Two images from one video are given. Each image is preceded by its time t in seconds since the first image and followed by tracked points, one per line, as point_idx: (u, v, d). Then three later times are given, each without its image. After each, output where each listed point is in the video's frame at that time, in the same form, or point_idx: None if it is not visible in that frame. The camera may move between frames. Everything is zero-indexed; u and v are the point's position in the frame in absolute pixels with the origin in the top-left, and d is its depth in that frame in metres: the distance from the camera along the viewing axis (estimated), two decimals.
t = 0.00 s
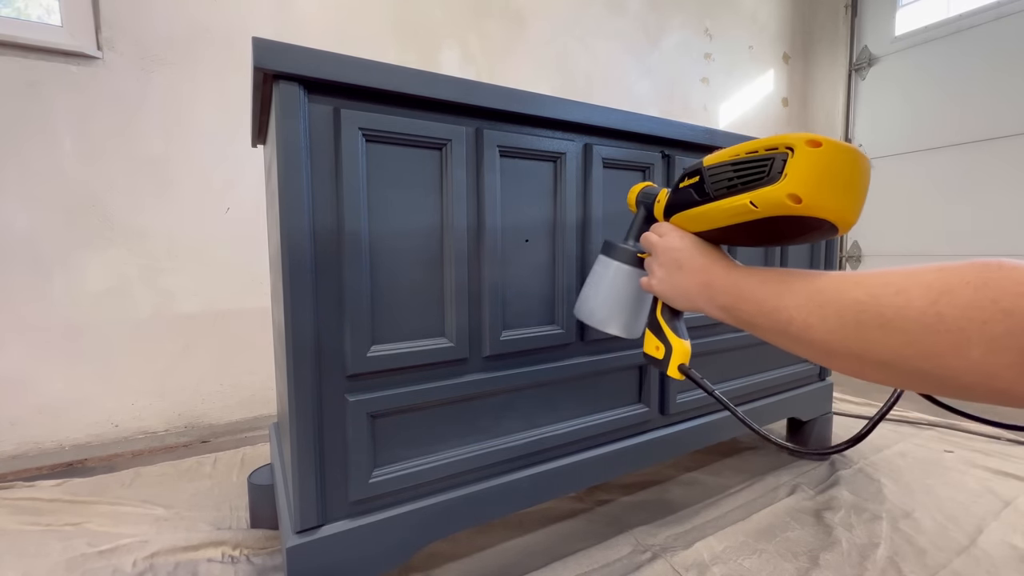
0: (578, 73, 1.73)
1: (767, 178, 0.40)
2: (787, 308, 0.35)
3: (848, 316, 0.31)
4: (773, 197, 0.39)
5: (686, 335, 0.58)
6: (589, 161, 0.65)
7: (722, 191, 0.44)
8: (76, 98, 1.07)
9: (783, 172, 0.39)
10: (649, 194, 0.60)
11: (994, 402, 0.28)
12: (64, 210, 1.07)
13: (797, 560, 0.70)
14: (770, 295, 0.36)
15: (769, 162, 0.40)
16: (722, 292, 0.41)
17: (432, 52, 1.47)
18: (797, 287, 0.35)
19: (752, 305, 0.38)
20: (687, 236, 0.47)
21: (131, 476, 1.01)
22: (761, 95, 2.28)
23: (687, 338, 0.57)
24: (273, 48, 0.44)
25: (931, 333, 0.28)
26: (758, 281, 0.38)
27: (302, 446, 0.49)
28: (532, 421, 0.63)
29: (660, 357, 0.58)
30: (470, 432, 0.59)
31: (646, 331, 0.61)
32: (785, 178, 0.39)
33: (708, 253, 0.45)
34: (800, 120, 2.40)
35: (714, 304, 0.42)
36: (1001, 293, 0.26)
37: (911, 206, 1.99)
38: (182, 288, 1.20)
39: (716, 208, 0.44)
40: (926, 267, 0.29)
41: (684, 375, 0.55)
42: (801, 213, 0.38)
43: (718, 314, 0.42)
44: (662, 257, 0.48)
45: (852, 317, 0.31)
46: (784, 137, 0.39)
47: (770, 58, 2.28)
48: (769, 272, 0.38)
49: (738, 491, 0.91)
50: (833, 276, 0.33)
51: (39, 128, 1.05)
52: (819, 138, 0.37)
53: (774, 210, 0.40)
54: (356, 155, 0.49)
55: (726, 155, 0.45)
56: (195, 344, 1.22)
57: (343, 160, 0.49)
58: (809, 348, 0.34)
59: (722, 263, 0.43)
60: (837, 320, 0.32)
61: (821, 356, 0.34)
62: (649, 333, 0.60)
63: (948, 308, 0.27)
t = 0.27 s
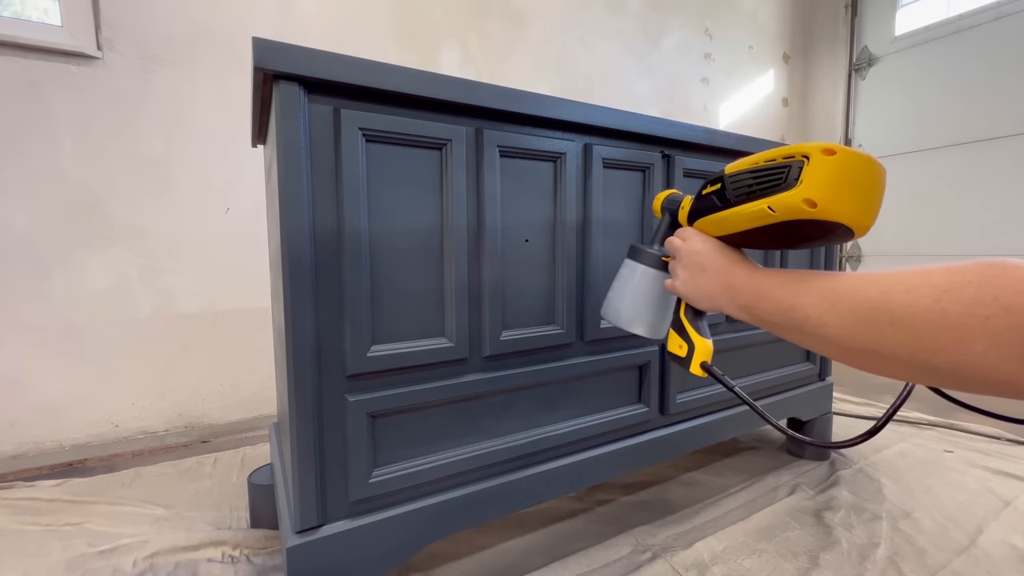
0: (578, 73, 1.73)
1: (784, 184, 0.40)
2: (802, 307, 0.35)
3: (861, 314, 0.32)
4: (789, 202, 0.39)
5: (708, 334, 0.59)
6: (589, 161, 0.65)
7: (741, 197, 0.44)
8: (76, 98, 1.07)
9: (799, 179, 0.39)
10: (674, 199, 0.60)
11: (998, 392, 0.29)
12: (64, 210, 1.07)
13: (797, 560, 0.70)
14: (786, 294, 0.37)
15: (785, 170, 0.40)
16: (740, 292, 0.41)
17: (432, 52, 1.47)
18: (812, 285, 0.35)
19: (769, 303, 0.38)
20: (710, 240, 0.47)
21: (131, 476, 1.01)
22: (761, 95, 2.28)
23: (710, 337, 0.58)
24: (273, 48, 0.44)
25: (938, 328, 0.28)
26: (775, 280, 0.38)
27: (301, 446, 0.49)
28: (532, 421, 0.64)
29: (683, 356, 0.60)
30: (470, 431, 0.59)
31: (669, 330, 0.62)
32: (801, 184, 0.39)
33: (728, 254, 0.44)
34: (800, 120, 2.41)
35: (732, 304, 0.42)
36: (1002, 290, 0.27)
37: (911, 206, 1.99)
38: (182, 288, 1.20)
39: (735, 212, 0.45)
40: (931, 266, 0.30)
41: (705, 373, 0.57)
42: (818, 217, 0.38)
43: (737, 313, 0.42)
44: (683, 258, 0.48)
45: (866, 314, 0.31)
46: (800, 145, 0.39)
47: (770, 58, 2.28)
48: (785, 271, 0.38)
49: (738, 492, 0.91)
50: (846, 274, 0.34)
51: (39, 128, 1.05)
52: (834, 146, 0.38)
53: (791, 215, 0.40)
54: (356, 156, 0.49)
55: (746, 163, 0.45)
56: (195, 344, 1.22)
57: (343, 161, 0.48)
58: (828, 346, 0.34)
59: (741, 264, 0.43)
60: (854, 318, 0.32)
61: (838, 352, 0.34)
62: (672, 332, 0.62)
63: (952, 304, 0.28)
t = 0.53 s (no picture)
0: (578, 73, 1.73)
1: (799, 188, 0.40)
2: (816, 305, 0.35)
3: (871, 312, 0.32)
4: (804, 205, 0.39)
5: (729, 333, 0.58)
6: (589, 161, 0.65)
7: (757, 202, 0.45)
8: (76, 98, 1.07)
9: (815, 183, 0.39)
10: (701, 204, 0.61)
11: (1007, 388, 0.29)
12: (64, 210, 1.07)
13: (797, 560, 0.70)
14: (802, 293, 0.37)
15: (801, 175, 0.40)
16: (759, 291, 0.41)
17: (432, 52, 1.47)
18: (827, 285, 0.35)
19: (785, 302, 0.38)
20: (733, 241, 0.47)
21: (131, 476, 1.01)
22: (761, 95, 2.28)
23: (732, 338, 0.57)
24: (273, 48, 0.44)
25: (942, 325, 0.29)
26: (792, 280, 0.38)
27: (301, 445, 0.49)
28: (532, 421, 0.64)
29: (702, 354, 0.58)
30: (470, 431, 0.59)
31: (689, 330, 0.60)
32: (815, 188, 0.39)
33: (750, 255, 0.44)
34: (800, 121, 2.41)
35: (751, 303, 0.42)
36: (1002, 288, 0.27)
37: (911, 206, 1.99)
38: (181, 288, 1.20)
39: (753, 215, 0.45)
40: (937, 266, 0.31)
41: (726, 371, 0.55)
42: (834, 220, 0.38)
43: (755, 313, 0.42)
44: (708, 259, 0.48)
45: (875, 313, 0.32)
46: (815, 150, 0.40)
47: (770, 58, 2.28)
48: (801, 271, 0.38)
49: (738, 491, 0.91)
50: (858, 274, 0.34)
51: (39, 128, 1.05)
52: (849, 152, 0.38)
53: (806, 218, 0.40)
54: (356, 156, 0.49)
55: (765, 168, 0.45)
56: (195, 344, 1.22)
57: (343, 161, 0.49)
58: (844, 344, 0.35)
59: (761, 265, 0.43)
60: (866, 317, 0.32)
61: (853, 349, 0.35)
62: (694, 330, 0.60)
63: (954, 302, 0.29)
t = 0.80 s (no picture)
0: (578, 72, 1.73)
1: (807, 202, 0.41)
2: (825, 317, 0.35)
3: (880, 324, 0.32)
4: (810, 217, 0.40)
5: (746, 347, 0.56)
6: (589, 162, 0.65)
7: (770, 215, 0.46)
8: (76, 98, 1.07)
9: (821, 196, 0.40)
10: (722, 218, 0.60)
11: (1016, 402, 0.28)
12: (64, 210, 1.07)
13: (797, 560, 0.70)
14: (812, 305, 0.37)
15: (810, 189, 0.41)
16: (771, 303, 0.41)
17: (432, 52, 1.47)
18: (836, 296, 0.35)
19: (795, 314, 0.38)
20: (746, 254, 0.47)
21: (131, 476, 1.01)
22: (761, 95, 2.28)
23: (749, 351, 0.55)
24: (273, 48, 0.44)
25: (948, 337, 0.29)
26: (803, 291, 0.38)
27: (301, 445, 0.49)
28: (532, 421, 0.64)
29: (717, 365, 0.57)
30: (471, 431, 0.59)
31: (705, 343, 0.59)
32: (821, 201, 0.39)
33: (763, 268, 0.44)
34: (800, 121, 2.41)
35: (764, 315, 0.42)
36: (1007, 301, 0.27)
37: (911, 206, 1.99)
38: (181, 288, 1.20)
39: (765, 228, 0.46)
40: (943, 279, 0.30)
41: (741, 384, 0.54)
42: (839, 232, 0.38)
43: (768, 325, 0.42)
44: (722, 272, 0.48)
45: (884, 325, 0.32)
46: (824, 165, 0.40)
47: (770, 58, 2.28)
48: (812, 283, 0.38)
49: (739, 491, 0.91)
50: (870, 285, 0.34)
51: (39, 128, 1.05)
52: (857, 166, 0.38)
53: (813, 230, 0.40)
54: (356, 156, 0.49)
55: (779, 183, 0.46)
56: (195, 344, 1.22)
57: (344, 161, 0.49)
58: (855, 355, 0.34)
59: (774, 278, 0.42)
60: (876, 328, 0.32)
61: (864, 361, 0.34)
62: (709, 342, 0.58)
63: (961, 315, 0.28)
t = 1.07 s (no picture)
0: (578, 72, 1.73)
1: (791, 223, 0.41)
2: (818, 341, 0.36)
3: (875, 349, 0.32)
4: (796, 239, 0.40)
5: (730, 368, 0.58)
6: (589, 162, 0.65)
7: (752, 235, 0.46)
8: (76, 97, 1.07)
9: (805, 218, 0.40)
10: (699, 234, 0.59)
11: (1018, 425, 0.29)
12: (64, 210, 1.07)
13: (797, 560, 0.70)
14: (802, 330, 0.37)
15: (793, 210, 0.41)
16: (759, 326, 0.41)
17: (432, 52, 1.47)
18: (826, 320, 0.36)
19: (785, 338, 0.39)
20: (727, 275, 0.48)
21: (131, 476, 1.01)
22: (762, 95, 2.28)
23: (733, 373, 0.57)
24: (273, 48, 0.44)
25: (951, 364, 0.29)
26: (791, 315, 0.39)
27: (301, 445, 0.48)
28: (532, 421, 0.64)
29: (705, 390, 0.59)
30: (471, 430, 0.59)
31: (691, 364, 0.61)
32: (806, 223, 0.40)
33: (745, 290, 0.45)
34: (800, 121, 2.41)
35: (753, 338, 0.42)
36: (1010, 327, 0.27)
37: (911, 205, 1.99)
38: (181, 288, 1.20)
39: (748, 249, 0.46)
40: (939, 302, 0.31)
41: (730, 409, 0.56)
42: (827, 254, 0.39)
43: (758, 349, 0.42)
44: (705, 295, 0.49)
45: (879, 350, 0.32)
46: (805, 185, 0.41)
47: (770, 58, 2.28)
48: (800, 305, 0.39)
49: (739, 491, 0.91)
50: (856, 308, 0.35)
51: (39, 128, 1.04)
52: (838, 186, 0.39)
53: (800, 252, 0.41)
54: (356, 156, 0.49)
55: (756, 202, 0.47)
56: (195, 344, 1.22)
57: (344, 161, 0.49)
58: (848, 379, 0.35)
59: (758, 300, 0.43)
60: (868, 352, 0.32)
61: (858, 386, 0.34)
62: (694, 365, 0.60)
63: (963, 341, 0.28)
